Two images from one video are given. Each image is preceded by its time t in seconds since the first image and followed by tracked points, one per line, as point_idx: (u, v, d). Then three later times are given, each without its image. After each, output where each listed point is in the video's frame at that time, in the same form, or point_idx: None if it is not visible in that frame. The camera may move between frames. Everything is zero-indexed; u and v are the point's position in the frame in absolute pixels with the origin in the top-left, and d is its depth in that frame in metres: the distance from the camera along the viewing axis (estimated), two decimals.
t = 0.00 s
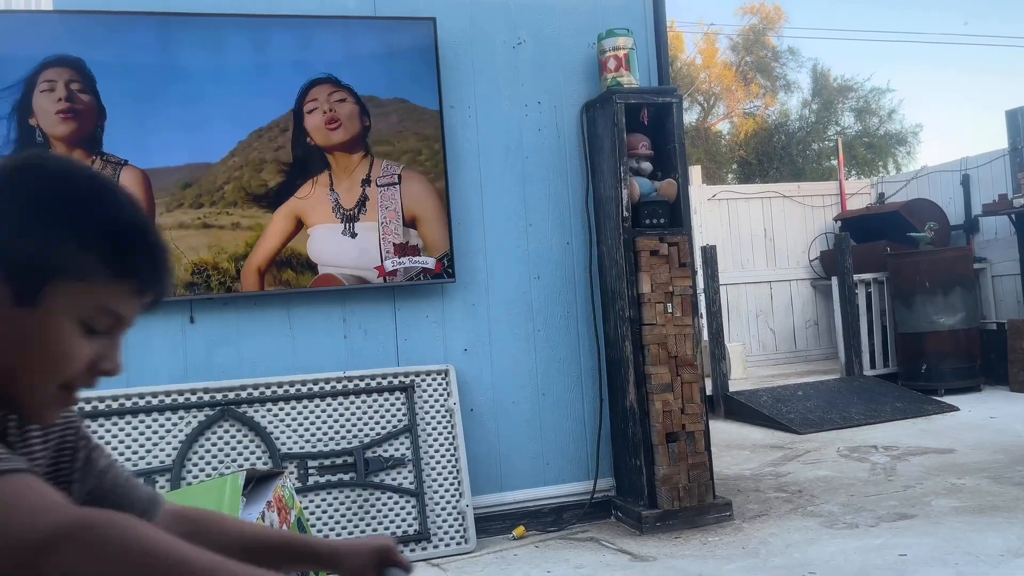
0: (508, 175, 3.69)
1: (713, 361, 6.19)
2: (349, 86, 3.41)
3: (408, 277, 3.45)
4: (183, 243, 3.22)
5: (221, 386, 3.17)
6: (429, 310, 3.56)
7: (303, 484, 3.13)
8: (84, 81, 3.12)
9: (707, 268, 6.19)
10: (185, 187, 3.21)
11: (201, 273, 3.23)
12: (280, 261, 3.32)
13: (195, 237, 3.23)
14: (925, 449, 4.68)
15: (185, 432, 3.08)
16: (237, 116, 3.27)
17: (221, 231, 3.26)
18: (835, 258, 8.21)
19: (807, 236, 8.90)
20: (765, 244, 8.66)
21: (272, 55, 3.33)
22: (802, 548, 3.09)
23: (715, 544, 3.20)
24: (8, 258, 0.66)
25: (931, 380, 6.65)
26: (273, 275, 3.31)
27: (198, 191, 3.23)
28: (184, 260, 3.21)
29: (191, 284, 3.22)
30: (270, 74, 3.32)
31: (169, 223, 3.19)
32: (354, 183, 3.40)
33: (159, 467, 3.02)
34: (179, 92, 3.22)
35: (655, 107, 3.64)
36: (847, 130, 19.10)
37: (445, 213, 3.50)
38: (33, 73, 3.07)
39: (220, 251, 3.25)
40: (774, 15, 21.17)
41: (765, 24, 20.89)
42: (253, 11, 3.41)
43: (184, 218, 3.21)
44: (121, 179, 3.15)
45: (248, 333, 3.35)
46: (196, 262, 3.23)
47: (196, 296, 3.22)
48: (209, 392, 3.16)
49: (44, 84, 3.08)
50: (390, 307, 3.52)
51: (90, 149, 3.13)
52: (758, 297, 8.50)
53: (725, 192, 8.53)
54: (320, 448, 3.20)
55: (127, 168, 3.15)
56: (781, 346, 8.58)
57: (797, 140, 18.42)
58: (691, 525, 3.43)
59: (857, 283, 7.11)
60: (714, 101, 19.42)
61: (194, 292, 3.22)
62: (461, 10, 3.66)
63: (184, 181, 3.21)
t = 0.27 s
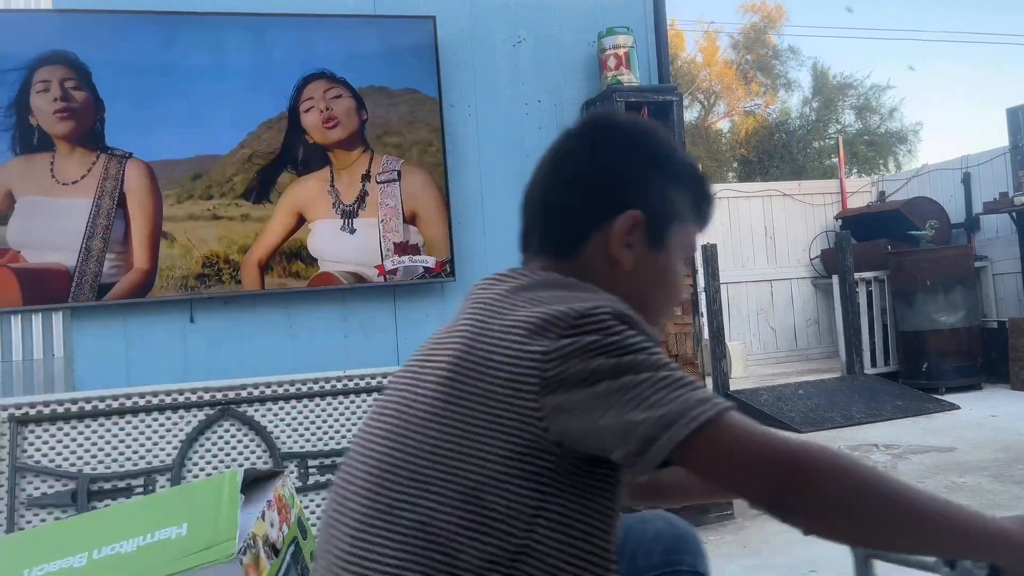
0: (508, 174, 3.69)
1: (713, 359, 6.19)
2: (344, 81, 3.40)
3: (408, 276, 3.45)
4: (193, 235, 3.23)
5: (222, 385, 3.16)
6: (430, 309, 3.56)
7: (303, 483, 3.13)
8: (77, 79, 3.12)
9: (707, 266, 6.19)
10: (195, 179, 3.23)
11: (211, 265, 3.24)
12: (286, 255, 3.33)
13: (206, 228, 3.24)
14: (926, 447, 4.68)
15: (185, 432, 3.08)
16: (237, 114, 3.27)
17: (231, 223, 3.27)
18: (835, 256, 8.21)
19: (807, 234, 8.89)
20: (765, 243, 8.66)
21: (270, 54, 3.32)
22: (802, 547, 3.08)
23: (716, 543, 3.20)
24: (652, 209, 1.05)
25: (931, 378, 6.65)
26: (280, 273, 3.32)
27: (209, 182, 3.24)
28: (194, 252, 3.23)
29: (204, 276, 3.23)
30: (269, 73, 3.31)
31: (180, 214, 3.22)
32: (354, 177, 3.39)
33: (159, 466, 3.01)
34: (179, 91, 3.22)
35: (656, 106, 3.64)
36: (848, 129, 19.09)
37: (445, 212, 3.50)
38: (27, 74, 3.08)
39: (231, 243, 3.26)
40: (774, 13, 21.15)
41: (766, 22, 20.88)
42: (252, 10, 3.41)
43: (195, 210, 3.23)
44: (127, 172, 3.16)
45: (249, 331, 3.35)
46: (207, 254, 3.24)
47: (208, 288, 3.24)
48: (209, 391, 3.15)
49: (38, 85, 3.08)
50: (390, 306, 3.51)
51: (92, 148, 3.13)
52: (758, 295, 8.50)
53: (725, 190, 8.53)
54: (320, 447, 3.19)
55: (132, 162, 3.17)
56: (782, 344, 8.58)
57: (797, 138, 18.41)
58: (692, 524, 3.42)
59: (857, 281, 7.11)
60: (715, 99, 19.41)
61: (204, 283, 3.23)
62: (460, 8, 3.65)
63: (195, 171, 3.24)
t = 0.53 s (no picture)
0: (508, 173, 3.69)
1: (713, 359, 6.18)
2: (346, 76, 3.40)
3: (408, 275, 3.45)
4: (202, 226, 3.23)
5: (222, 385, 3.16)
6: (429, 308, 3.56)
7: (303, 483, 3.12)
8: (77, 70, 3.11)
9: (707, 266, 6.18)
10: (204, 171, 3.23)
11: (221, 255, 3.24)
12: (293, 245, 3.32)
13: (213, 219, 3.24)
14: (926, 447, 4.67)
15: (185, 431, 3.08)
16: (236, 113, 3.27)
17: (240, 214, 3.27)
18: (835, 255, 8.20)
19: (807, 234, 8.88)
20: (765, 242, 8.65)
21: (269, 53, 3.32)
22: (802, 546, 3.08)
23: (716, 542, 3.19)
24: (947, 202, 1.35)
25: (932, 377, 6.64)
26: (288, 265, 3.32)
27: (218, 173, 3.24)
28: (204, 242, 3.23)
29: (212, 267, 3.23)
30: (269, 72, 3.31)
31: (189, 205, 3.22)
32: (357, 168, 3.41)
33: (159, 466, 3.01)
34: (178, 90, 3.21)
35: (655, 105, 3.64)
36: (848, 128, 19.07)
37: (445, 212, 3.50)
38: (28, 68, 3.06)
39: (239, 232, 3.26)
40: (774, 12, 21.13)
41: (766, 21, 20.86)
42: (250, 9, 3.40)
43: (204, 202, 3.23)
44: (136, 162, 3.16)
45: (248, 331, 3.34)
46: (217, 244, 3.24)
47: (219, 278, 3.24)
48: (209, 391, 3.15)
49: (40, 78, 3.07)
50: (390, 305, 3.51)
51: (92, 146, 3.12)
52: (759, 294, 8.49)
53: (726, 189, 8.52)
54: (320, 446, 3.19)
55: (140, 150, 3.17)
56: (782, 343, 8.57)
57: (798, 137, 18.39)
58: (692, 523, 3.42)
59: (857, 280, 7.10)
60: (715, 98, 19.40)
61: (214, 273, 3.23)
62: (459, 8, 3.65)
63: (202, 163, 3.23)
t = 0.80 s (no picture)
0: (508, 173, 3.69)
1: (713, 359, 6.19)
2: (348, 72, 3.41)
3: (409, 275, 3.45)
4: (212, 218, 3.24)
5: (222, 384, 3.17)
6: (429, 308, 3.56)
7: (303, 483, 3.13)
8: (96, 64, 3.13)
9: (706, 266, 6.19)
10: (214, 163, 3.24)
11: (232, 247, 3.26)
12: (294, 239, 3.32)
13: (223, 212, 3.25)
14: (926, 446, 4.68)
15: (185, 431, 3.08)
16: (237, 113, 3.27)
17: (251, 206, 3.28)
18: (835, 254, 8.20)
19: (807, 234, 8.89)
20: (765, 242, 8.66)
21: (269, 52, 3.32)
22: (802, 545, 3.08)
23: (715, 541, 3.20)
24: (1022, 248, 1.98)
25: (931, 376, 6.65)
26: (297, 256, 3.33)
27: (229, 165, 3.26)
28: (215, 234, 3.24)
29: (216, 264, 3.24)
30: (269, 72, 3.31)
31: (201, 197, 3.23)
32: (358, 162, 3.41)
33: (159, 466, 3.01)
34: (179, 89, 3.22)
35: (655, 105, 3.64)
36: (847, 128, 19.09)
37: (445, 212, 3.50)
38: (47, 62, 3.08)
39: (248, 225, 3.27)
40: (774, 12, 21.15)
41: (765, 22, 20.88)
42: (250, 10, 3.41)
43: (215, 193, 3.24)
44: (158, 156, 3.18)
45: (248, 331, 3.35)
46: (228, 236, 3.26)
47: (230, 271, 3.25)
48: (209, 391, 3.16)
49: (59, 73, 3.09)
50: (390, 305, 3.52)
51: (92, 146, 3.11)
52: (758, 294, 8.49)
53: (725, 189, 8.53)
54: (320, 446, 3.20)
55: (160, 144, 3.19)
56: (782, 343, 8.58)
57: (797, 137, 18.40)
58: (691, 523, 3.43)
59: (856, 280, 7.11)
60: (715, 98, 19.41)
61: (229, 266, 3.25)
62: (459, 8, 3.65)
63: (214, 156, 3.24)
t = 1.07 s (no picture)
0: (507, 173, 3.69)
1: (713, 359, 6.19)
2: (347, 71, 3.41)
3: (408, 275, 3.45)
4: (221, 212, 3.26)
5: (222, 384, 3.17)
6: (429, 308, 3.56)
7: (303, 483, 3.13)
8: (117, 69, 3.15)
9: (706, 266, 6.19)
10: (224, 157, 3.26)
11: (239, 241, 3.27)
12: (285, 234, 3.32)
13: (232, 206, 3.27)
14: (926, 446, 4.68)
15: (185, 431, 3.08)
16: (236, 113, 3.27)
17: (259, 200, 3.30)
18: (835, 254, 8.20)
19: (806, 234, 8.89)
20: (765, 242, 8.66)
21: (269, 52, 3.32)
22: (802, 545, 3.08)
23: (715, 541, 3.20)
24: None
25: (931, 376, 6.65)
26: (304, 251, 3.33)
27: (237, 159, 3.27)
28: (222, 229, 3.25)
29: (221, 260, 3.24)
30: (269, 72, 3.31)
31: (209, 192, 3.24)
32: (353, 160, 3.41)
33: (159, 466, 3.01)
34: (179, 90, 3.22)
35: (655, 105, 3.64)
36: (847, 127, 19.09)
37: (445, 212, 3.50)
38: (68, 67, 3.10)
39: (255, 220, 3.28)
40: (774, 12, 21.16)
41: (764, 22, 20.90)
42: (249, 10, 3.41)
43: (224, 186, 3.26)
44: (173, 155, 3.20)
45: (248, 331, 3.35)
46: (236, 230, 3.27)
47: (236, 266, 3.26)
48: (209, 391, 3.16)
49: (81, 77, 3.11)
50: (390, 305, 3.52)
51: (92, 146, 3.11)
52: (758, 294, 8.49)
53: (725, 189, 8.53)
54: (321, 446, 3.20)
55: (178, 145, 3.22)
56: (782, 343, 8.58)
57: (797, 137, 18.39)
58: (691, 523, 3.43)
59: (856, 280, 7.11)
60: (714, 98, 19.41)
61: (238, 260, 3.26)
62: (459, 8, 3.65)
63: (223, 150, 3.26)
